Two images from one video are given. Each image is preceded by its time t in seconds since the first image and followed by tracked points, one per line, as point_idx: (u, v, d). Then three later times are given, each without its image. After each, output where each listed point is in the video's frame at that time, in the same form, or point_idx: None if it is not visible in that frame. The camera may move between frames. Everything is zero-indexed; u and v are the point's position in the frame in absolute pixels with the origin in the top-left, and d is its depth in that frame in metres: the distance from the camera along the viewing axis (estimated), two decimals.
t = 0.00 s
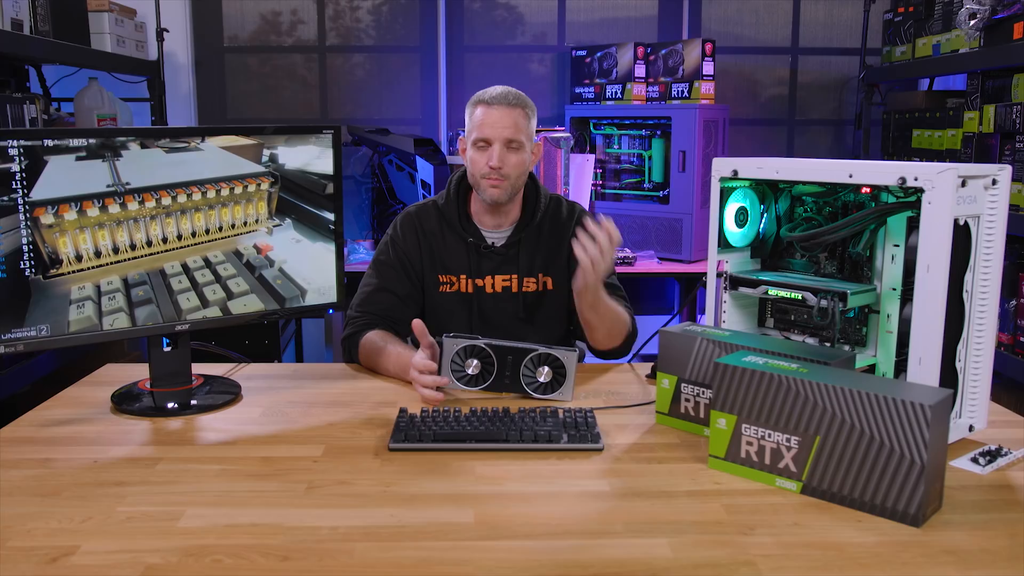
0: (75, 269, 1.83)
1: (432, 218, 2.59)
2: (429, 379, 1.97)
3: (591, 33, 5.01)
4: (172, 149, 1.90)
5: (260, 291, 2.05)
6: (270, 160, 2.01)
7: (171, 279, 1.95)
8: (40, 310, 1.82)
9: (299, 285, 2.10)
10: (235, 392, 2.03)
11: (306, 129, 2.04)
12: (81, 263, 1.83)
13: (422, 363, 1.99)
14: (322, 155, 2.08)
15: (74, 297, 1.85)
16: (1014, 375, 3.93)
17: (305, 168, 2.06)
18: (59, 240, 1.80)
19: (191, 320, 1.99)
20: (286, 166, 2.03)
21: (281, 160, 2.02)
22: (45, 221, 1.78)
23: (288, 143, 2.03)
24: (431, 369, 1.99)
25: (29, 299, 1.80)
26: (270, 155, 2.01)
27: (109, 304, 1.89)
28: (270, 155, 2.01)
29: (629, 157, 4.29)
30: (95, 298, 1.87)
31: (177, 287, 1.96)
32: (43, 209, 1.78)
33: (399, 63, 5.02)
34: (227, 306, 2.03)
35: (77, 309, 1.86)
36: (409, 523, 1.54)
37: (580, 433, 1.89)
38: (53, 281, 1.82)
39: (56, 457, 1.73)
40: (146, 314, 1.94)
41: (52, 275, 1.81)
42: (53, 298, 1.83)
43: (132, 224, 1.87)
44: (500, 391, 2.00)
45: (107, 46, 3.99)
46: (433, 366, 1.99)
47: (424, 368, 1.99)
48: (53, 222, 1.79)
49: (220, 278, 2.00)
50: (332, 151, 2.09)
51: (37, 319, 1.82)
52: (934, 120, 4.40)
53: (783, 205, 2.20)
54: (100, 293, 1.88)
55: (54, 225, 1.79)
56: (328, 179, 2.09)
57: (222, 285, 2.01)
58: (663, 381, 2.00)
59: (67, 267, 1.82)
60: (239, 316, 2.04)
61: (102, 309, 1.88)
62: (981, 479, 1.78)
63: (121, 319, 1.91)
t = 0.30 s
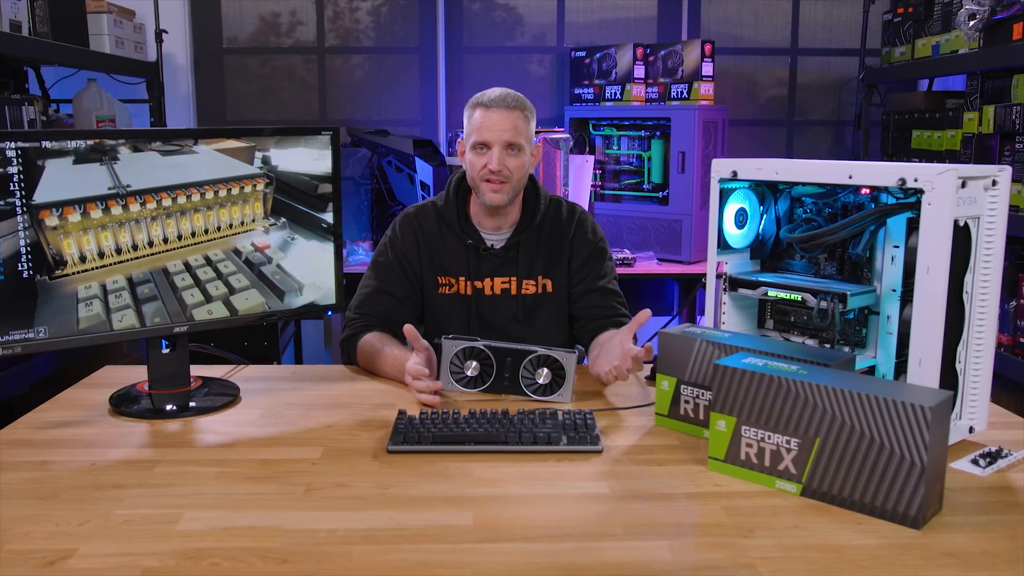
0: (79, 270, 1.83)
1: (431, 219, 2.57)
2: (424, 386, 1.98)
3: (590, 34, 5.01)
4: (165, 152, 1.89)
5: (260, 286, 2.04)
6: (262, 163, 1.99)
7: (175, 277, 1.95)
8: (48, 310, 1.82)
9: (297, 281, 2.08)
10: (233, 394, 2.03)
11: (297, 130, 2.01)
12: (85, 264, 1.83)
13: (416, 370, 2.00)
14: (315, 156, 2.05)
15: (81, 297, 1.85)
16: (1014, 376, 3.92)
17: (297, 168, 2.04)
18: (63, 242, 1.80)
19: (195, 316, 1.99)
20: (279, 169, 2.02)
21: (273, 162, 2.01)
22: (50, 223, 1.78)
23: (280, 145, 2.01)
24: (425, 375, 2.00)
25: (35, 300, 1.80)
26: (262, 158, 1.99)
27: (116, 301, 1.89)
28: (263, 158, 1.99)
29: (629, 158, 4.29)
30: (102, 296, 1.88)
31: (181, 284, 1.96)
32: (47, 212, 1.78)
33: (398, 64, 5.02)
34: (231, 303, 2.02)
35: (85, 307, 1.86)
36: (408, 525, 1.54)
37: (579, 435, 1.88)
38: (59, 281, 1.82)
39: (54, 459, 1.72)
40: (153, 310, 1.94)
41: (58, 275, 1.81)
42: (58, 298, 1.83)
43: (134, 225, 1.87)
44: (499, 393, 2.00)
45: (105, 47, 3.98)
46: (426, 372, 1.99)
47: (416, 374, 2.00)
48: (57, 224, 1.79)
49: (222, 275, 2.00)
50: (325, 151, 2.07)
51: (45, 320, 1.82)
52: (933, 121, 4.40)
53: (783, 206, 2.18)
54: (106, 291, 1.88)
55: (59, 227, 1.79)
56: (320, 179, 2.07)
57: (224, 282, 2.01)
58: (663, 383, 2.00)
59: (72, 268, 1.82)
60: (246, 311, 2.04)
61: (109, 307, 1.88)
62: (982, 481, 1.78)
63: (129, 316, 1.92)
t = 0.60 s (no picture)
0: (77, 271, 1.82)
1: (428, 221, 2.56)
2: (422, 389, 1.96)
3: (586, 34, 4.99)
4: (155, 156, 1.87)
5: (255, 283, 2.03)
6: (251, 166, 1.97)
7: (172, 276, 1.94)
8: (48, 311, 1.81)
9: (286, 278, 2.06)
10: (227, 398, 2.02)
11: (283, 131, 1.99)
12: (82, 266, 1.82)
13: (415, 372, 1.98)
14: (303, 156, 2.03)
15: (81, 296, 1.84)
16: (1013, 377, 3.91)
17: (286, 169, 2.01)
18: (60, 244, 1.79)
19: (193, 313, 1.98)
20: (269, 171, 1.99)
21: (263, 164, 1.98)
22: (48, 226, 1.77)
23: (268, 147, 1.98)
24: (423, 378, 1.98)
25: (34, 301, 1.79)
26: (250, 160, 1.97)
27: (117, 300, 1.88)
28: (251, 161, 1.97)
29: (626, 159, 4.28)
30: (103, 296, 1.87)
31: (179, 283, 1.94)
32: (45, 214, 1.77)
33: (394, 65, 5.00)
34: (229, 299, 2.00)
35: (86, 306, 1.85)
36: (403, 531, 1.53)
37: (576, 438, 1.87)
38: (57, 283, 1.81)
39: (45, 465, 1.71)
40: (154, 308, 1.93)
41: (56, 276, 1.80)
42: (56, 299, 1.82)
43: (130, 227, 1.86)
44: (496, 395, 2.00)
45: (99, 48, 3.96)
46: (422, 374, 1.97)
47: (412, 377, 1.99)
48: (55, 227, 1.78)
49: (218, 273, 1.98)
50: (314, 151, 2.04)
51: (46, 321, 1.81)
52: (931, 121, 4.38)
53: (779, 208, 2.16)
54: (106, 291, 1.87)
55: (56, 229, 1.78)
56: (309, 180, 2.05)
57: (221, 279, 1.99)
58: (660, 386, 1.98)
59: (70, 270, 1.81)
60: (243, 307, 2.02)
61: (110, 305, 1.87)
62: (981, 484, 1.77)
63: (131, 313, 1.91)
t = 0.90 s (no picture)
0: (50, 270, 1.75)
1: (411, 216, 2.49)
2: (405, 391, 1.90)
3: (577, 23, 4.92)
4: (123, 152, 1.80)
5: (231, 277, 1.95)
6: (221, 162, 1.90)
7: (148, 272, 1.86)
8: (22, 309, 1.74)
9: (262, 269, 1.98)
10: (203, 402, 1.95)
11: (250, 126, 1.91)
12: (55, 264, 1.75)
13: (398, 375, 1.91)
14: (273, 150, 1.96)
15: (57, 293, 1.77)
16: (1016, 373, 3.84)
17: (258, 164, 1.94)
18: (32, 242, 1.72)
19: (171, 307, 1.91)
20: (241, 166, 1.92)
21: (233, 160, 1.91)
22: (19, 224, 1.70)
23: (236, 141, 1.91)
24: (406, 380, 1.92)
25: (7, 300, 1.72)
26: (219, 155, 1.90)
27: (93, 296, 1.81)
28: (221, 156, 1.90)
29: (617, 151, 4.18)
30: (79, 292, 1.80)
31: (155, 278, 1.87)
32: (16, 212, 1.70)
33: (378, 55, 4.92)
34: (206, 293, 1.93)
35: (62, 302, 1.78)
36: (384, 540, 1.46)
37: (566, 442, 1.80)
38: (30, 281, 1.73)
39: (10, 474, 1.64)
40: (132, 303, 1.86)
41: (28, 275, 1.73)
42: (32, 297, 1.75)
43: (102, 224, 1.78)
44: (482, 398, 1.95)
45: (69, 37, 3.87)
46: (406, 376, 1.91)
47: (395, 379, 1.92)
48: (26, 225, 1.71)
49: (195, 267, 1.91)
50: (283, 145, 1.97)
51: (20, 321, 1.74)
52: (932, 111, 4.30)
53: (776, 202, 2.09)
54: (83, 287, 1.80)
55: (27, 227, 1.71)
56: (280, 174, 1.97)
57: (198, 274, 1.92)
58: (652, 387, 1.92)
59: (42, 268, 1.74)
60: (220, 300, 1.95)
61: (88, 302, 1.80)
62: (986, 487, 1.70)
63: (109, 309, 1.84)
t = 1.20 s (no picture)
0: None
1: (375, 212, 2.26)
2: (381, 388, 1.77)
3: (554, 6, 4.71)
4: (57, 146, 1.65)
5: (179, 275, 1.82)
6: (162, 155, 1.76)
7: (91, 273, 1.72)
8: None
9: (211, 266, 1.85)
10: (149, 416, 1.82)
11: (190, 117, 1.78)
12: None
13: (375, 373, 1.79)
14: (216, 144, 1.82)
15: None
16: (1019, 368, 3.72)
17: (201, 158, 1.80)
18: None
19: (118, 307, 1.77)
20: (183, 160, 1.79)
21: (174, 153, 1.78)
22: None
23: (177, 133, 1.77)
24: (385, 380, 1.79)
25: None
26: (159, 148, 1.76)
27: (34, 298, 1.67)
28: (161, 149, 1.77)
29: (597, 141, 4.07)
30: (18, 294, 1.64)
31: (99, 278, 1.73)
32: None
33: (340, 38, 4.62)
34: (154, 291, 1.80)
35: None
36: (345, 568, 1.33)
37: (543, 457, 1.68)
38: None
39: None
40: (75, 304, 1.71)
41: None
42: None
43: (39, 222, 1.63)
44: (454, 408, 1.84)
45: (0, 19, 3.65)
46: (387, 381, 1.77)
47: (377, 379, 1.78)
48: None
49: (140, 266, 1.77)
50: (226, 138, 1.83)
51: None
52: (932, 97, 4.19)
53: (767, 195, 1.97)
54: (21, 289, 1.64)
55: None
56: (224, 169, 1.84)
57: (144, 275, 1.78)
58: (636, 396, 1.79)
59: None
60: (168, 299, 1.82)
61: (27, 305, 1.65)
62: (996, 501, 1.58)
63: (51, 311, 1.69)
